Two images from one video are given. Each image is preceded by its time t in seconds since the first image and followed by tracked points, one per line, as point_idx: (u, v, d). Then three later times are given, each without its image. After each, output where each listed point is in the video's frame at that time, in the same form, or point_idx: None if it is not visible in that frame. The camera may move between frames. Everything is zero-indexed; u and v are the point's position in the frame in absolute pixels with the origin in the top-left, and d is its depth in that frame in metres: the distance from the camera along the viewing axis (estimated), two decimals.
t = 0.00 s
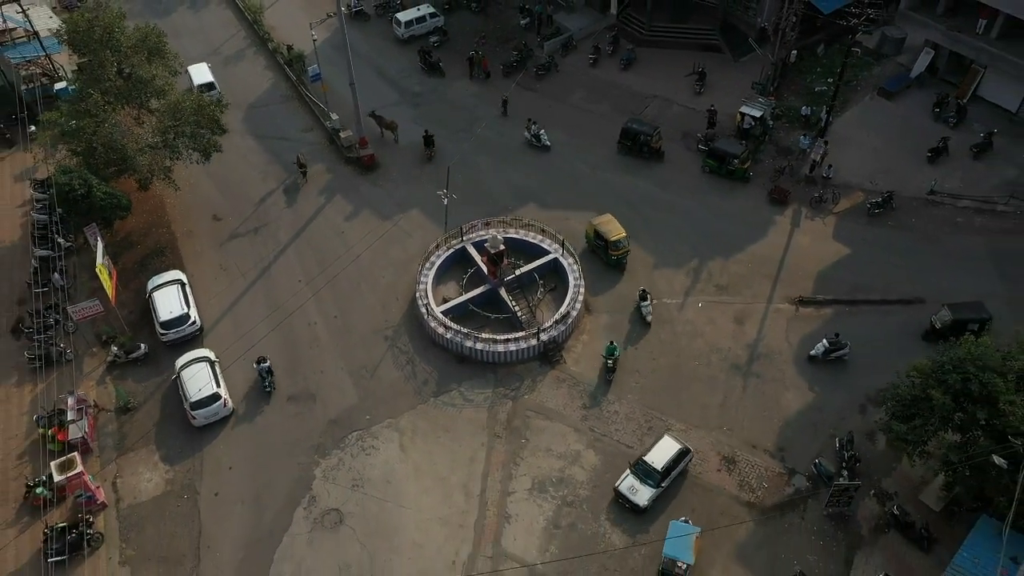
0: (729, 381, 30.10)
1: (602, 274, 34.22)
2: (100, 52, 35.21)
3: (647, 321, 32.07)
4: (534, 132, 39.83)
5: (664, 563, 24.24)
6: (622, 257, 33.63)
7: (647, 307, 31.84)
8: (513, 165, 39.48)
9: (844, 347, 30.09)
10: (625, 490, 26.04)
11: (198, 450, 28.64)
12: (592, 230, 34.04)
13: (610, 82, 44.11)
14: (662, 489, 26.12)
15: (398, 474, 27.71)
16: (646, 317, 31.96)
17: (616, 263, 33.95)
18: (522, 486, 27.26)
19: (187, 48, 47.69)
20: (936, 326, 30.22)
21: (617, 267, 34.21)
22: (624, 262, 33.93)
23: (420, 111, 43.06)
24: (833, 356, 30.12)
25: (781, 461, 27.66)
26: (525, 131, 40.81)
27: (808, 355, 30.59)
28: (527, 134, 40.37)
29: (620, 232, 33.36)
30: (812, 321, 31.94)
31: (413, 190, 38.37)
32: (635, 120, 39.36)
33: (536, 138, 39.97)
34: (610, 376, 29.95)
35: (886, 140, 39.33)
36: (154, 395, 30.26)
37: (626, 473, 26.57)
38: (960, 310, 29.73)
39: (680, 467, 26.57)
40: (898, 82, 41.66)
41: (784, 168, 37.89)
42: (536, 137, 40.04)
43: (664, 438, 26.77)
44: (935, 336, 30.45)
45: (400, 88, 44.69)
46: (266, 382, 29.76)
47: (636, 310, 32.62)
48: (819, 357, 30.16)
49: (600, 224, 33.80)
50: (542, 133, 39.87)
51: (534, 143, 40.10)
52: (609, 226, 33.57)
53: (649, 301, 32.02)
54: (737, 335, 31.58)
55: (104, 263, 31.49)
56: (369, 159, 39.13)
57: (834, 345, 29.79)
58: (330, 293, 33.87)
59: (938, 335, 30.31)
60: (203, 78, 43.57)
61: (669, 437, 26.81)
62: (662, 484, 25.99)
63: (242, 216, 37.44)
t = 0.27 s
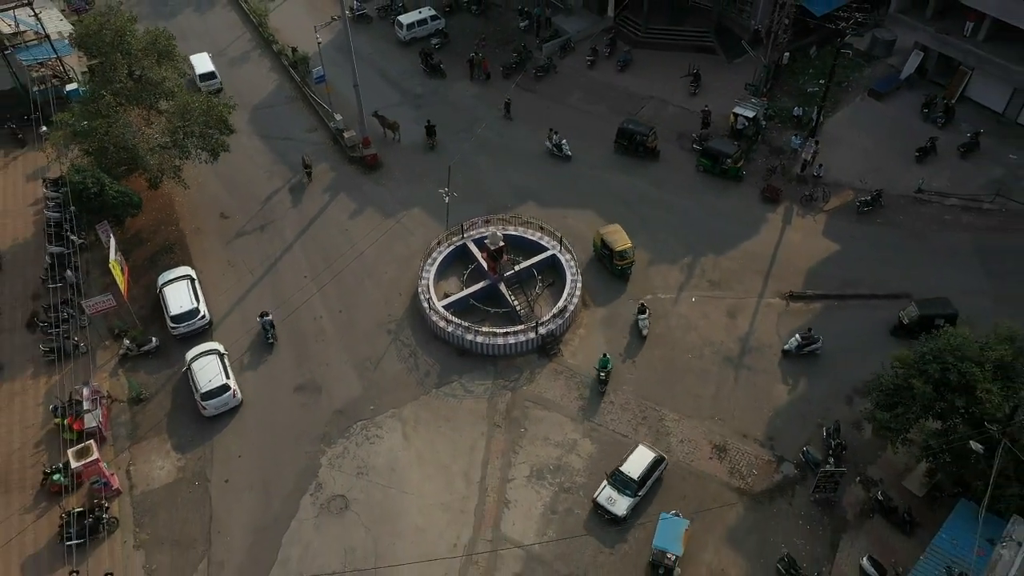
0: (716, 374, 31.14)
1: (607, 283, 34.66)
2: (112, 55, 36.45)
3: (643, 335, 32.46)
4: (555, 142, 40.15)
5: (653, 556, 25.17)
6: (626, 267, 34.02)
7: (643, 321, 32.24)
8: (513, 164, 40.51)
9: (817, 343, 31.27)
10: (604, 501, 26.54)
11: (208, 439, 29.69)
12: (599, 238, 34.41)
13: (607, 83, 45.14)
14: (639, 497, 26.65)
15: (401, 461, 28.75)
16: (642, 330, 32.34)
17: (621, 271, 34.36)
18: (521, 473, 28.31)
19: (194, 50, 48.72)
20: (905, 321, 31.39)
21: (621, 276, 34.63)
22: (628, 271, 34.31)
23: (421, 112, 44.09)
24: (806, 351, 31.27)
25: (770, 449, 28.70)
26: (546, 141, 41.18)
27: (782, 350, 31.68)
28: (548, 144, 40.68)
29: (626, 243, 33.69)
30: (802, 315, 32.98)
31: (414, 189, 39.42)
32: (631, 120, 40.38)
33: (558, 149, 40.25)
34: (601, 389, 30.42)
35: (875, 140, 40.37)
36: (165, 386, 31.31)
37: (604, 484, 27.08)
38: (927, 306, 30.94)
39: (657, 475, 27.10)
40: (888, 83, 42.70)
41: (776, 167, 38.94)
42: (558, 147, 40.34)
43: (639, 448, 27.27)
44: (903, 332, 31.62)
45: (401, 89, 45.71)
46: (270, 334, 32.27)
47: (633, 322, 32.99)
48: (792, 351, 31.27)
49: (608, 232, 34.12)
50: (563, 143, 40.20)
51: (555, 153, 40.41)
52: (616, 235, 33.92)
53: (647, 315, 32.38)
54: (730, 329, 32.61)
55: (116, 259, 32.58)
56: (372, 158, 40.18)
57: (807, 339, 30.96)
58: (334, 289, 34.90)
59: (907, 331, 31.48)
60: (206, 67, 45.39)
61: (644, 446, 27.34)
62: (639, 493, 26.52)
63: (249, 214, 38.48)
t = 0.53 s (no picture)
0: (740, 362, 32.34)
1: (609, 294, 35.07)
2: (125, 58, 37.78)
3: (637, 349, 32.78)
4: (578, 151, 40.79)
5: (644, 543, 26.10)
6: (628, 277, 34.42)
7: (639, 334, 32.56)
8: (512, 163, 41.70)
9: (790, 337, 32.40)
10: (583, 513, 27.05)
11: (219, 427, 30.89)
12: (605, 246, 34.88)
13: (604, 84, 46.34)
14: (617, 507, 27.31)
15: (405, 448, 29.95)
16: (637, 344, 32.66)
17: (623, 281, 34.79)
18: (519, 459, 29.51)
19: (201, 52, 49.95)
20: (873, 315, 32.48)
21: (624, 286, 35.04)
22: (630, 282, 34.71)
23: (423, 112, 45.28)
24: (780, 345, 32.41)
25: (759, 436, 29.89)
26: (567, 150, 41.73)
27: (757, 344, 32.80)
28: (570, 153, 41.30)
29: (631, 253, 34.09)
30: (791, 309, 34.17)
31: (417, 186, 40.63)
32: (627, 120, 41.60)
33: (580, 158, 40.88)
34: (592, 401, 30.81)
35: (864, 139, 41.52)
36: (177, 376, 32.51)
37: (581, 497, 27.61)
38: (894, 301, 32.04)
39: (633, 485, 27.90)
40: (877, 84, 43.89)
41: (767, 166, 40.14)
42: (581, 157, 40.96)
43: (613, 459, 28.06)
44: (871, 325, 32.70)
45: (404, 90, 46.92)
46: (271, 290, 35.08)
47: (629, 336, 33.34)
48: (767, 345, 32.39)
49: (614, 241, 34.59)
50: (586, 151, 40.86)
51: (578, 162, 41.05)
52: (621, 244, 34.39)
53: (642, 329, 32.72)
54: (721, 321, 33.81)
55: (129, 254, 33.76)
56: (375, 157, 41.37)
57: (780, 333, 32.10)
58: (339, 283, 36.10)
59: (875, 324, 32.57)
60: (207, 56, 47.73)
61: (618, 457, 28.15)
62: (617, 502, 27.20)
63: (256, 211, 39.66)
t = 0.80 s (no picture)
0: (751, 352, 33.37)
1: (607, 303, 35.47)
2: (135, 59, 38.84)
3: (630, 358, 33.21)
4: (598, 158, 41.32)
5: (635, 534, 26.74)
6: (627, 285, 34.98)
7: (633, 344, 32.93)
8: (511, 161, 42.72)
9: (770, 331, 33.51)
10: (567, 523, 27.43)
11: (228, 416, 31.92)
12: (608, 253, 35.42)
13: (601, 84, 47.36)
14: (599, 515, 27.72)
15: (407, 436, 30.97)
16: (630, 354, 33.07)
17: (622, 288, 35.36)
18: (518, 447, 30.53)
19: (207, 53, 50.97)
20: (847, 310, 33.57)
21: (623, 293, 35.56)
22: (628, 290, 35.24)
23: (425, 111, 46.29)
24: (760, 338, 33.50)
25: (750, 425, 30.92)
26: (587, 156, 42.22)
27: (738, 338, 33.86)
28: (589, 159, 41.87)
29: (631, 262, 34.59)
30: (783, 303, 35.19)
31: (418, 184, 41.65)
32: (623, 119, 42.61)
33: (599, 164, 41.43)
34: (585, 410, 31.30)
35: (855, 138, 42.55)
36: (187, 368, 33.54)
37: (565, 506, 28.00)
38: (868, 296, 33.14)
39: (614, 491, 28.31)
40: (868, 84, 44.92)
41: (760, 164, 41.15)
42: (600, 163, 41.51)
43: (594, 467, 28.50)
44: (846, 319, 33.80)
45: (406, 90, 47.94)
46: (270, 255, 37.41)
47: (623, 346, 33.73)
48: (748, 339, 33.48)
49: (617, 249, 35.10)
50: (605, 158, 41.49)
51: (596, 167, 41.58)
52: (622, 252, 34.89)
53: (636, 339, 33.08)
54: (714, 315, 34.83)
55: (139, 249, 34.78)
56: (378, 155, 42.41)
57: (761, 327, 33.21)
58: (343, 278, 37.12)
59: (850, 318, 33.65)
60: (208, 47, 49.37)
61: (599, 465, 28.59)
62: (600, 510, 27.63)
63: (261, 209, 40.68)
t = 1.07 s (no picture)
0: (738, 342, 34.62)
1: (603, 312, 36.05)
2: (146, 60, 39.98)
3: (621, 367, 33.74)
4: (620, 163, 41.89)
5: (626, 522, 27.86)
6: (622, 293, 35.75)
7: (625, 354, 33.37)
8: (510, 159, 44.01)
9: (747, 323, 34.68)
10: (548, 533, 27.87)
11: (238, 403, 33.20)
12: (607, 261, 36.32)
13: (598, 83, 48.63)
14: (579, 524, 28.21)
15: (410, 422, 32.26)
16: (621, 364, 33.56)
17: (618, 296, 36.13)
18: (517, 432, 31.82)
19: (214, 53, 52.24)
20: (819, 304, 34.69)
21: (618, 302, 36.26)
22: (624, 299, 35.99)
23: (426, 110, 47.57)
24: (738, 330, 34.69)
25: (739, 411, 32.20)
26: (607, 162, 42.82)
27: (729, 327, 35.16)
28: (610, 166, 42.43)
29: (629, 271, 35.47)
30: (772, 294, 36.48)
31: (420, 181, 42.93)
32: (619, 118, 43.88)
33: (622, 170, 42.01)
34: (573, 419, 31.86)
35: (844, 135, 43.82)
36: (198, 357, 34.83)
37: (545, 516, 28.44)
38: (838, 290, 34.28)
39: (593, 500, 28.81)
40: (858, 84, 46.21)
41: (752, 161, 42.42)
42: (621, 169, 42.10)
43: (572, 476, 28.94)
44: (818, 312, 34.92)
45: (408, 89, 49.21)
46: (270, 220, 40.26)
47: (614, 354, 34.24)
48: (726, 330, 34.62)
49: (617, 257, 35.98)
50: (628, 165, 42.14)
51: (618, 174, 42.13)
52: (621, 260, 35.77)
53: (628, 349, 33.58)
54: (706, 306, 36.11)
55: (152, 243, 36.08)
56: (381, 153, 43.71)
57: (739, 319, 34.39)
58: (348, 271, 38.41)
59: (822, 312, 34.76)
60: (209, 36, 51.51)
61: (577, 475, 29.00)
62: (579, 519, 28.09)
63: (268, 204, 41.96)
